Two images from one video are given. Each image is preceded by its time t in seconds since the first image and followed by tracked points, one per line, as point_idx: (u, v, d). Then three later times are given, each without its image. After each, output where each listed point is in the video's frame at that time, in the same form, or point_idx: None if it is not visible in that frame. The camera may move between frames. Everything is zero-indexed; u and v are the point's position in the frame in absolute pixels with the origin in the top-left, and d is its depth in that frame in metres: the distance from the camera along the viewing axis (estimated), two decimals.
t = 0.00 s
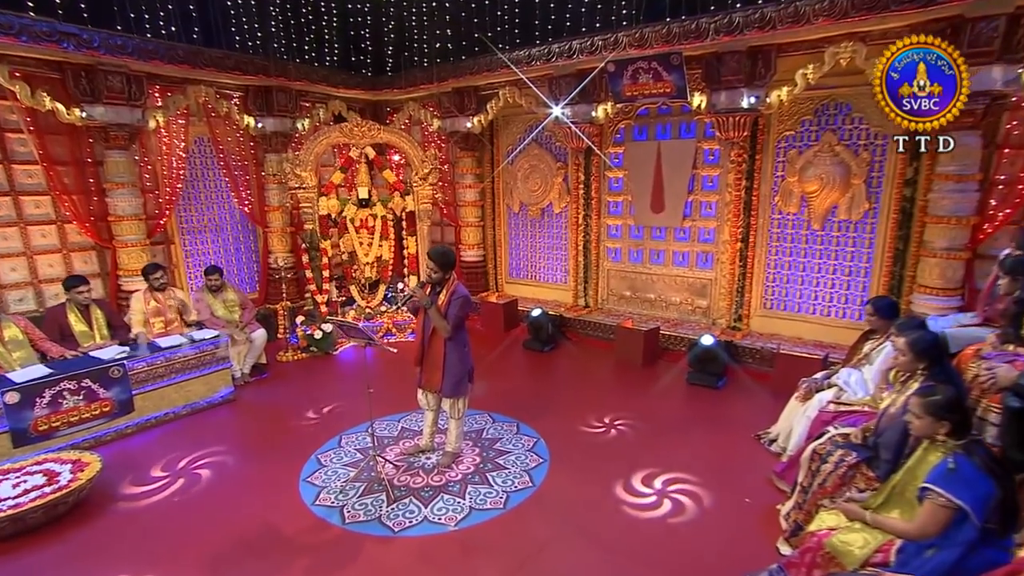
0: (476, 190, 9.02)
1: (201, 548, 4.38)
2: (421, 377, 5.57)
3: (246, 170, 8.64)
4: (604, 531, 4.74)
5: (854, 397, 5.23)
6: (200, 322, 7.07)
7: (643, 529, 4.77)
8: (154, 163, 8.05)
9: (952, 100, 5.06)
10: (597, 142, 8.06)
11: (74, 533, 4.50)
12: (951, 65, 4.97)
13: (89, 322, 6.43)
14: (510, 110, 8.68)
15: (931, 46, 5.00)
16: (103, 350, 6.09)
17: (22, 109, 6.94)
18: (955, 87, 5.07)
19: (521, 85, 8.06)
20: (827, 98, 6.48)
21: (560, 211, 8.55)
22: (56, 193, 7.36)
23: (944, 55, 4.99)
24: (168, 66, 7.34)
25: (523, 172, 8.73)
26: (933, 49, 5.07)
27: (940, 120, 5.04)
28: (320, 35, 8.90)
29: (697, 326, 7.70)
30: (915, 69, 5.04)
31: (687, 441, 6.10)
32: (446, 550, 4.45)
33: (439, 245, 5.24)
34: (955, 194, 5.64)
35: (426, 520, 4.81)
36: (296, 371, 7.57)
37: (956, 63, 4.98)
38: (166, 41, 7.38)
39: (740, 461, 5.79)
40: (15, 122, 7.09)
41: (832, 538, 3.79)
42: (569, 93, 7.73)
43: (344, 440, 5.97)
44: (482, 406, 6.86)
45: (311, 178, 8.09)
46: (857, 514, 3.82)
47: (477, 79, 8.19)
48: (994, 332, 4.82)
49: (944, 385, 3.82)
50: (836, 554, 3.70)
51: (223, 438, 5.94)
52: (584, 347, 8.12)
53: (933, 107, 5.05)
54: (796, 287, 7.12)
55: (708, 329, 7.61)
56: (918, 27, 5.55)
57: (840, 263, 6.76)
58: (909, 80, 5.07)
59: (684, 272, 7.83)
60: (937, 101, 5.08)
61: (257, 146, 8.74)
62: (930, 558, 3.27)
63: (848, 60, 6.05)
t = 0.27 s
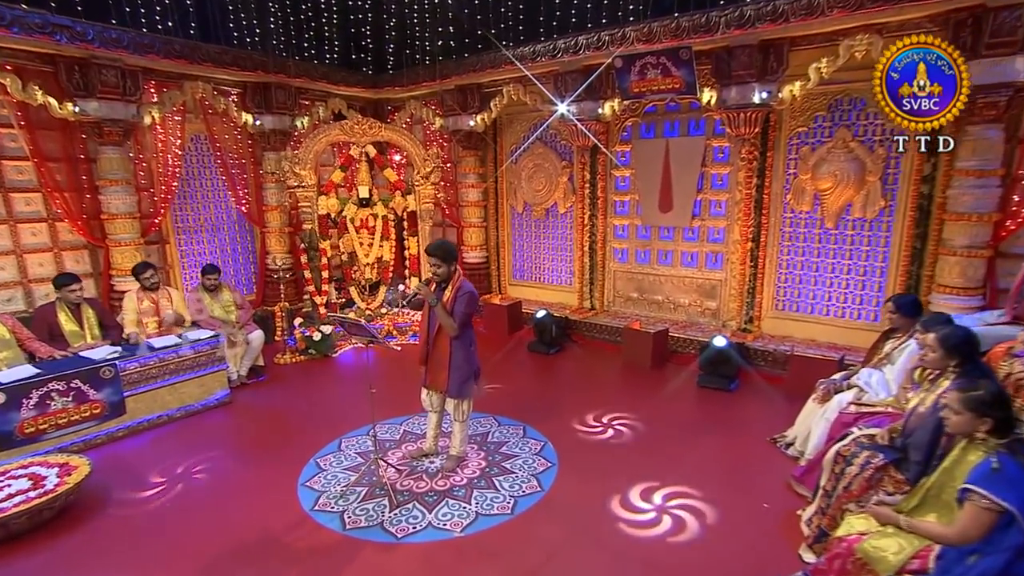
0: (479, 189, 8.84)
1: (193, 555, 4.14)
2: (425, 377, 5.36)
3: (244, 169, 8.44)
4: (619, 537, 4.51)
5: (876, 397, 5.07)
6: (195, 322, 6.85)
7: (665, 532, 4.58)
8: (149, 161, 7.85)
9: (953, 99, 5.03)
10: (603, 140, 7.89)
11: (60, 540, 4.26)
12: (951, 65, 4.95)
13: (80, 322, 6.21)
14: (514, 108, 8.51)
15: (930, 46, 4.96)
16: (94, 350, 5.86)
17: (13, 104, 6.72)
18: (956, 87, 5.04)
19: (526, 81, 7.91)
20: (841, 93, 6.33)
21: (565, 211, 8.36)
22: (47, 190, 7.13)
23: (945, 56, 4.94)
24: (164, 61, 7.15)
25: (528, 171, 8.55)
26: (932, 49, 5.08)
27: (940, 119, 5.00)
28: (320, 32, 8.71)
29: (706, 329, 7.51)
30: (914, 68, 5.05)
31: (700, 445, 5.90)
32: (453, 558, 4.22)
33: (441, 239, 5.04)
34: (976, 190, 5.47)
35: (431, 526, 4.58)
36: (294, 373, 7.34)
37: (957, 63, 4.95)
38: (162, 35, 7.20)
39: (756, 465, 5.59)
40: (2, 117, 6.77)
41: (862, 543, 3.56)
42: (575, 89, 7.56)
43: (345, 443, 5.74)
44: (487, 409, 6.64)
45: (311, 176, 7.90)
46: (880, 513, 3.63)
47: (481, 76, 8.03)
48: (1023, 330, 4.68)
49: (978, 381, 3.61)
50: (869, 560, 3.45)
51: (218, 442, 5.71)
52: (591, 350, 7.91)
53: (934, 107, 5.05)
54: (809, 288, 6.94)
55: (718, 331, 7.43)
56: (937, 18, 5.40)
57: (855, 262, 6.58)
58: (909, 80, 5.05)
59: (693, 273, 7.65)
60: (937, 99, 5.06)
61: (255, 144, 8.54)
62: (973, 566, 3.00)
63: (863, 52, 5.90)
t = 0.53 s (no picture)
0: (482, 189, 8.69)
1: (189, 561, 3.94)
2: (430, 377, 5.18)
3: (243, 168, 8.28)
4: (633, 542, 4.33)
5: (898, 398, 4.93)
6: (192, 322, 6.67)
7: (665, 549, 4.25)
8: (146, 158, 7.68)
9: (952, 100, 4.99)
10: (609, 138, 7.75)
11: (49, 545, 4.06)
12: (951, 65, 4.90)
13: (73, 320, 6.01)
14: (519, 106, 8.36)
15: (930, 47, 4.94)
16: (87, 350, 5.65)
17: (7, 99, 6.55)
18: (956, 87, 4.97)
19: (531, 78, 7.78)
20: (855, 88, 6.19)
21: (571, 210, 8.21)
22: (41, 187, 6.95)
23: (945, 56, 4.91)
24: (162, 56, 7.00)
25: (532, 170, 8.40)
26: (932, 50, 5.05)
27: (939, 120, 5.01)
28: (321, 29, 8.52)
29: (716, 330, 7.35)
30: (915, 69, 5.05)
31: (713, 449, 5.72)
32: (460, 563, 4.03)
33: (440, 235, 4.86)
34: (997, 186, 5.33)
35: (436, 531, 4.39)
36: (293, 375, 7.14)
37: (958, 63, 4.91)
38: (160, 29, 7.04)
39: (772, 468, 5.41)
40: None
41: (893, 547, 3.35)
42: (582, 86, 7.42)
43: (346, 446, 5.54)
44: (492, 412, 6.45)
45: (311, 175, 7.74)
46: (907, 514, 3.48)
47: (485, 73, 7.90)
48: None
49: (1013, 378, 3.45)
50: (901, 566, 3.24)
51: (215, 444, 5.51)
52: (597, 352, 7.74)
53: (934, 107, 5.05)
54: (822, 288, 6.78)
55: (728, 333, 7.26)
56: (955, 10, 5.28)
57: (869, 262, 6.44)
58: (909, 79, 5.08)
59: (702, 273, 7.49)
60: (937, 100, 5.05)
61: (254, 142, 8.38)
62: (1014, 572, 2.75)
63: (879, 46, 5.76)
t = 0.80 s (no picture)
0: (485, 188, 8.51)
1: (181, 569, 3.70)
2: (434, 375, 4.97)
3: (239, 165, 8.07)
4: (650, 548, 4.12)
5: (922, 397, 4.76)
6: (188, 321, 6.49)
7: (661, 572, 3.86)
8: (139, 154, 7.46)
9: (952, 100, 5.02)
10: (615, 135, 7.58)
11: (32, 552, 3.81)
12: (950, 65, 4.94)
13: (62, 319, 5.77)
14: (523, 103, 8.19)
15: (929, 48, 4.99)
16: (76, 349, 5.41)
17: None
18: (955, 88, 5.03)
19: (535, 74, 7.60)
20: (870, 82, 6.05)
21: (575, 209, 8.02)
22: (29, 183, 6.71)
23: (943, 57, 4.98)
24: (157, 49, 6.80)
25: (536, 169, 8.23)
26: (931, 49, 5.08)
27: (941, 120, 5.05)
28: (320, 25, 8.29)
29: (726, 332, 7.16)
30: (914, 70, 5.10)
31: (728, 451, 5.52)
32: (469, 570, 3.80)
33: (449, 227, 4.63)
34: (1019, 179, 5.18)
35: (442, 535, 4.16)
36: (290, 377, 6.91)
37: (956, 64, 4.94)
38: (155, 20, 6.82)
39: (790, 471, 5.21)
40: None
41: (931, 550, 3.14)
42: (588, 81, 7.24)
43: (345, 448, 5.31)
44: (497, 414, 6.23)
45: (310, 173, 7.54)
46: (943, 516, 3.32)
47: (488, 69, 7.73)
48: None
49: None
50: (940, 571, 3.01)
51: (208, 447, 5.27)
52: (604, 354, 7.54)
53: (934, 107, 5.07)
54: (835, 287, 6.61)
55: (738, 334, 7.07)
56: None
57: (884, 260, 6.27)
58: (908, 80, 5.12)
59: (711, 273, 7.31)
60: (939, 101, 5.05)
61: (251, 140, 8.17)
62: None
63: (895, 37, 5.62)
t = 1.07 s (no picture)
0: (484, 187, 8.30)
1: None
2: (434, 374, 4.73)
3: (231, 162, 7.82)
4: (666, 553, 3.91)
5: (945, 395, 4.59)
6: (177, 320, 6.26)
7: None
8: (127, 150, 7.21)
9: (950, 101, 5.19)
10: (619, 132, 7.41)
11: (8, 561, 3.55)
12: (949, 66, 5.10)
13: (45, 317, 5.51)
14: (524, 99, 8.00)
15: (928, 48, 5.11)
16: (60, 349, 5.12)
17: None
18: (954, 88, 5.16)
19: (536, 69, 7.43)
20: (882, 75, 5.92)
21: (577, 208, 7.83)
22: (11, 178, 6.44)
23: (942, 57, 5.13)
24: (147, 40, 6.58)
25: (537, 167, 8.04)
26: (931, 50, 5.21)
27: (940, 120, 5.22)
28: (315, 19, 8.09)
29: (733, 333, 6.98)
30: (914, 70, 5.19)
31: (741, 454, 5.31)
32: None
33: (459, 216, 4.49)
34: None
35: (445, 540, 3.93)
36: (284, 380, 6.66)
37: (955, 64, 5.07)
38: (144, 11, 6.58)
39: (806, 474, 5.02)
40: None
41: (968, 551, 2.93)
42: (591, 76, 7.07)
43: (342, 451, 5.06)
44: (500, 416, 6.01)
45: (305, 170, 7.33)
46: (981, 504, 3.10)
47: (488, 64, 7.55)
48: None
49: None
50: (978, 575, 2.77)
51: (197, 451, 5.01)
52: (608, 356, 7.33)
53: (933, 107, 5.21)
54: (846, 286, 6.45)
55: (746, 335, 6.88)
56: None
57: (897, 258, 6.12)
58: (909, 80, 5.19)
59: (717, 273, 7.12)
60: (936, 101, 5.22)
61: (243, 136, 7.93)
62: None
63: (908, 28, 5.48)
